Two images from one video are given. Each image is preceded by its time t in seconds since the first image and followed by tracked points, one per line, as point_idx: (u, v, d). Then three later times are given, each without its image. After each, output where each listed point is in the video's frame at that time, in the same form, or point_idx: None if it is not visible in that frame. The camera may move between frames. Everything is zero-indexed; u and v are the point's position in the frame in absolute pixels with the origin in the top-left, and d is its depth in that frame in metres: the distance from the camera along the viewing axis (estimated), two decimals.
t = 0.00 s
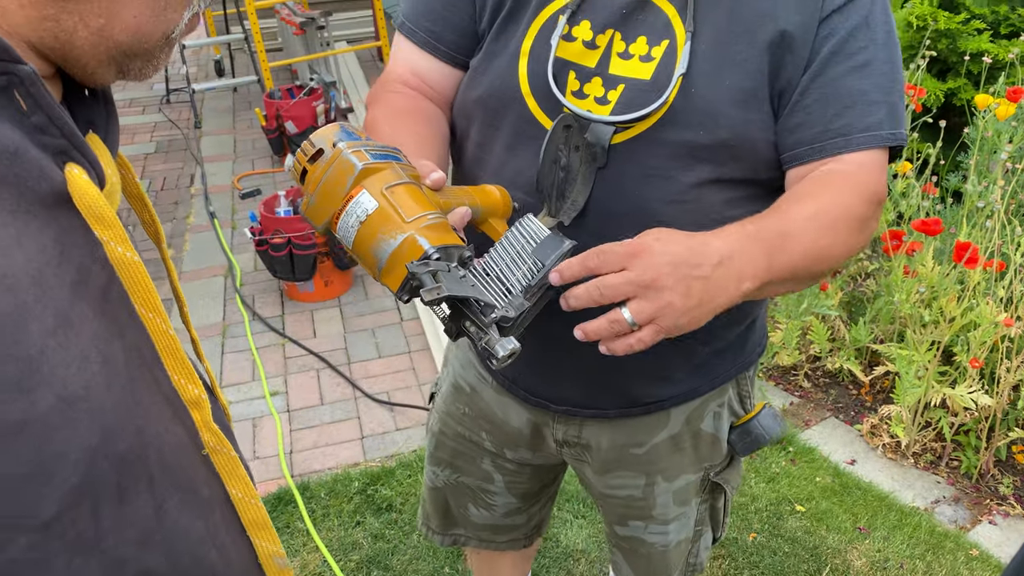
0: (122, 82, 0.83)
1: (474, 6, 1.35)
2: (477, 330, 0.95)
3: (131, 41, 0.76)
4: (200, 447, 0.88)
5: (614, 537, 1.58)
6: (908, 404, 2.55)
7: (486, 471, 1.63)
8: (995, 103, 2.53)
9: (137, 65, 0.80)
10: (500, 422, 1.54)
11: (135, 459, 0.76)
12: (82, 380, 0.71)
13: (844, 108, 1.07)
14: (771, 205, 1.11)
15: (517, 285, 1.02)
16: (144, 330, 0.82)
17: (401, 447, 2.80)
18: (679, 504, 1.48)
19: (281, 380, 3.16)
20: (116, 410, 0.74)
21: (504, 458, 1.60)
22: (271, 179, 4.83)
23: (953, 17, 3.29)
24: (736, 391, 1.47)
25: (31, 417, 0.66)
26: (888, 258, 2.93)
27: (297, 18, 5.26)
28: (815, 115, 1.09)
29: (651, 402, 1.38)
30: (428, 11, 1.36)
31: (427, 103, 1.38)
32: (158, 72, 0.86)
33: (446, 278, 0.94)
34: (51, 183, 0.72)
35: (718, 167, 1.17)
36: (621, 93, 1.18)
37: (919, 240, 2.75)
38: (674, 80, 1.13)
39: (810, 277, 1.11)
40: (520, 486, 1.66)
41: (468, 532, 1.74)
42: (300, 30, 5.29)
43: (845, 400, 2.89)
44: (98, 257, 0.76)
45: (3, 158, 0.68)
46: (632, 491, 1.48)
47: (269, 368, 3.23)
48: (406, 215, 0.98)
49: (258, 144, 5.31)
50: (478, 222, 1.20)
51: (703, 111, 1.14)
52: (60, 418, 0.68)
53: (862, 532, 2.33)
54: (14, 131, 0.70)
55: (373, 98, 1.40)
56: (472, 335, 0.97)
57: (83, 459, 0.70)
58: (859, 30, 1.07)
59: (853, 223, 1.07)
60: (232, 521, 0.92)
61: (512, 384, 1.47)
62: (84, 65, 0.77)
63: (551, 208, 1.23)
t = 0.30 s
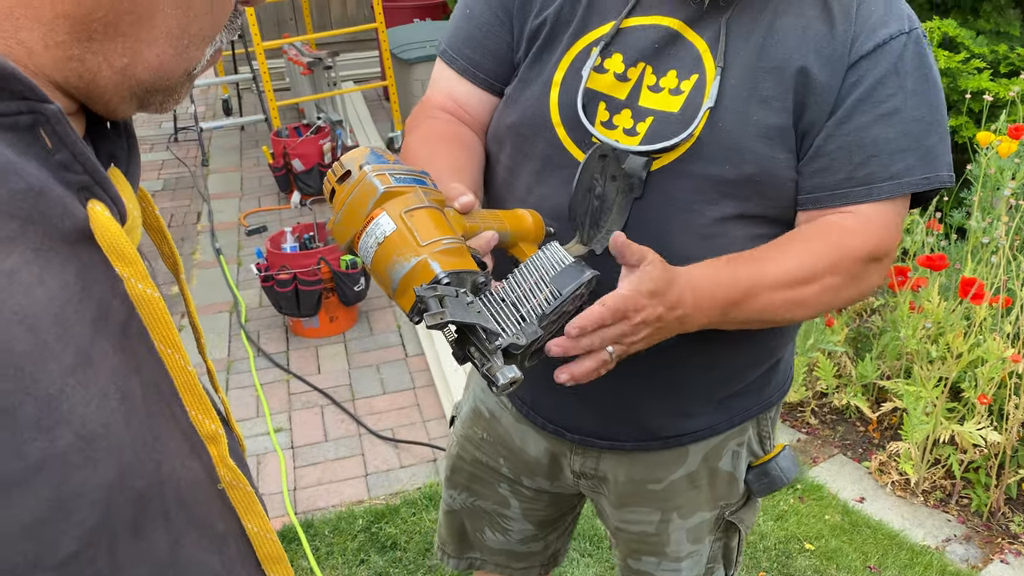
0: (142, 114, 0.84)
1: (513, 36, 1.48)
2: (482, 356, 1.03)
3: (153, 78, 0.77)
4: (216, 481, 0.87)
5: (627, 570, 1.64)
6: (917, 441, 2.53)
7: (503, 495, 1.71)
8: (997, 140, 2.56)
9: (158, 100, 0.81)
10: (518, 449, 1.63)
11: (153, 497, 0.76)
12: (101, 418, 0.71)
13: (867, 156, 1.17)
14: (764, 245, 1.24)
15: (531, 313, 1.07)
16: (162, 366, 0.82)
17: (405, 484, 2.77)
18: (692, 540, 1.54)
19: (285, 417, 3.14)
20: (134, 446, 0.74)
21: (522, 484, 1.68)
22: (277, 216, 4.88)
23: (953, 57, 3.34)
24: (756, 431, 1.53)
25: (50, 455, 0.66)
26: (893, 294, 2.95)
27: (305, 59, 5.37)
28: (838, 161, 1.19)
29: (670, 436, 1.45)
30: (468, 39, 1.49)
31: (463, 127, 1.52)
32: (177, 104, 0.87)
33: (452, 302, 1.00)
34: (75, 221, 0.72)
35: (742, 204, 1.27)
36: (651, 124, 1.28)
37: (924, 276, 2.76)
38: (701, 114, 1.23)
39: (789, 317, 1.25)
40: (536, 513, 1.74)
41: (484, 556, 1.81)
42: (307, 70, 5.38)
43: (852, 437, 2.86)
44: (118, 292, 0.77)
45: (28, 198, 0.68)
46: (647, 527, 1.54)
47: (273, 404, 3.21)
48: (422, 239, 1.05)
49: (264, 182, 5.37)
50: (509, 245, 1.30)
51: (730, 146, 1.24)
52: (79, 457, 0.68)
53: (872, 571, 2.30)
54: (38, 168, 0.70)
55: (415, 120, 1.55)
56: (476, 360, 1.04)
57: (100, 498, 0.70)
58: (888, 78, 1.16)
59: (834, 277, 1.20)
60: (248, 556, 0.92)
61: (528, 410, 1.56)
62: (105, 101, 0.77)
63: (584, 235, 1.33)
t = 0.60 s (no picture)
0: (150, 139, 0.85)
1: (527, 64, 1.51)
2: (499, 388, 1.03)
3: (162, 105, 0.79)
4: (212, 511, 0.87)
5: None
6: (920, 470, 2.52)
7: (510, 525, 1.71)
8: (994, 169, 2.59)
9: (167, 126, 0.83)
10: (527, 478, 1.64)
11: (146, 527, 0.76)
12: (95, 445, 0.71)
13: (879, 181, 1.18)
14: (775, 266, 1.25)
15: (547, 344, 1.07)
16: (158, 392, 0.81)
17: (405, 515, 2.75)
18: (706, 570, 1.53)
19: (284, 447, 3.13)
20: (129, 474, 0.74)
21: (530, 514, 1.69)
22: (278, 246, 4.90)
23: (949, 88, 3.40)
24: (767, 459, 1.56)
25: (40, 483, 0.66)
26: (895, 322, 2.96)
27: (307, 92, 5.43)
28: (850, 185, 1.20)
29: (684, 464, 1.47)
30: (481, 66, 1.51)
31: (475, 153, 1.54)
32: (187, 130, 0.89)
33: (470, 334, 1.00)
34: (77, 245, 0.73)
35: (760, 229, 1.29)
36: (666, 151, 1.32)
37: (925, 304, 2.78)
38: (719, 141, 1.26)
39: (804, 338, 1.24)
40: (543, 544, 1.74)
41: None
42: (310, 103, 5.46)
43: (855, 466, 2.85)
44: (120, 318, 0.77)
45: (31, 222, 0.69)
46: (660, 556, 1.54)
47: (273, 434, 3.20)
48: (440, 269, 1.06)
49: (265, 213, 5.40)
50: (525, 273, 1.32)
51: (746, 173, 1.26)
52: (71, 485, 0.69)
53: None
54: (43, 190, 0.71)
55: (427, 148, 1.57)
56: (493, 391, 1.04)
57: (92, 526, 0.70)
58: (901, 106, 1.18)
59: (847, 293, 1.19)
60: None
61: (542, 439, 1.58)
62: (113, 126, 0.79)
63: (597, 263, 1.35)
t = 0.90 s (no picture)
0: (152, 151, 0.87)
1: (526, 82, 1.52)
2: (522, 404, 1.05)
3: (160, 118, 0.80)
4: (202, 528, 0.87)
5: None
6: (919, 488, 2.50)
7: (511, 541, 1.71)
8: (989, 186, 2.61)
9: (167, 137, 0.84)
10: (529, 493, 1.63)
11: (132, 542, 0.77)
12: (83, 457, 0.71)
13: (884, 190, 1.19)
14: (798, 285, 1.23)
15: (564, 360, 1.10)
16: (152, 407, 0.81)
17: (402, 536, 2.73)
18: None
19: (280, 468, 3.10)
20: (116, 489, 0.75)
21: (531, 529, 1.68)
22: (274, 267, 4.90)
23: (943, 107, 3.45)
24: (769, 471, 1.57)
25: (24, 496, 0.67)
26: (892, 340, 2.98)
27: (304, 113, 5.47)
28: (854, 196, 1.20)
29: (687, 478, 1.47)
30: (480, 85, 1.53)
31: (474, 170, 1.56)
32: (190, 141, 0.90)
33: (495, 348, 1.04)
34: (70, 255, 0.73)
35: (765, 246, 1.30)
36: (669, 168, 1.34)
37: (922, 321, 2.79)
38: (723, 158, 1.27)
39: (841, 352, 1.21)
40: (544, 559, 1.74)
41: None
42: (307, 124, 5.49)
43: (854, 485, 2.84)
44: (113, 330, 0.77)
45: (24, 230, 0.69)
46: (664, 569, 1.54)
47: (268, 456, 3.18)
48: (463, 284, 1.10)
49: (262, 234, 5.41)
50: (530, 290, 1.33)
51: (750, 191, 1.28)
52: (55, 499, 0.69)
53: None
54: (37, 200, 0.71)
55: (425, 163, 1.58)
56: (516, 408, 1.07)
57: (78, 540, 0.71)
58: (902, 118, 1.20)
59: (880, 300, 1.17)
60: None
61: (545, 454, 1.57)
62: (112, 137, 0.80)
63: (602, 281, 1.35)
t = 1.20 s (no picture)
0: (148, 153, 0.88)
1: (521, 90, 1.54)
2: (527, 413, 1.04)
3: (152, 121, 0.81)
4: (197, 529, 0.90)
5: None
6: (916, 497, 2.50)
7: (507, 546, 1.71)
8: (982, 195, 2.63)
9: (161, 140, 0.85)
10: (525, 499, 1.63)
11: (127, 541, 0.79)
12: (78, 456, 0.74)
13: (875, 193, 1.20)
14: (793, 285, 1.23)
15: (566, 367, 1.11)
16: (148, 406, 0.85)
17: (398, 549, 2.72)
18: None
19: (275, 481, 3.09)
20: (111, 488, 0.77)
21: (526, 535, 1.68)
22: (270, 280, 4.89)
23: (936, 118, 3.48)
24: (764, 476, 1.58)
25: (20, 494, 0.69)
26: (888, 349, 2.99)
27: (300, 127, 5.49)
28: (846, 199, 1.22)
29: (682, 483, 1.48)
30: (476, 92, 1.54)
31: (470, 177, 1.57)
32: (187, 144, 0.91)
33: (502, 357, 1.04)
34: (67, 254, 0.76)
35: (759, 251, 1.32)
36: (663, 174, 1.35)
37: (917, 329, 2.80)
38: (717, 164, 1.29)
39: (837, 350, 1.20)
40: (540, 565, 1.74)
41: None
42: (303, 138, 5.50)
43: (851, 495, 2.83)
44: (110, 328, 0.80)
45: (21, 229, 0.72)
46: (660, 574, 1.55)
47: (263, 469, 3.16)
48: (470, 292, 1.11)
49: (257, 247, 5.41)
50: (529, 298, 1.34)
51: (744, 198, 1.29)
52: (51, 497, 0.71)
53: None
54: (35, 199, 0.74)
55: (421, 170, 1.59)
56: (521, 417, 1.05)
57: (71, 538, 0.73)
58: (893, 122, 1.22)
59: (875, 299, 1.17)
60: None
61: (541, 460, 1.57)
62: (105, 140, 0.82)
63: (599, 287, 1.38)
